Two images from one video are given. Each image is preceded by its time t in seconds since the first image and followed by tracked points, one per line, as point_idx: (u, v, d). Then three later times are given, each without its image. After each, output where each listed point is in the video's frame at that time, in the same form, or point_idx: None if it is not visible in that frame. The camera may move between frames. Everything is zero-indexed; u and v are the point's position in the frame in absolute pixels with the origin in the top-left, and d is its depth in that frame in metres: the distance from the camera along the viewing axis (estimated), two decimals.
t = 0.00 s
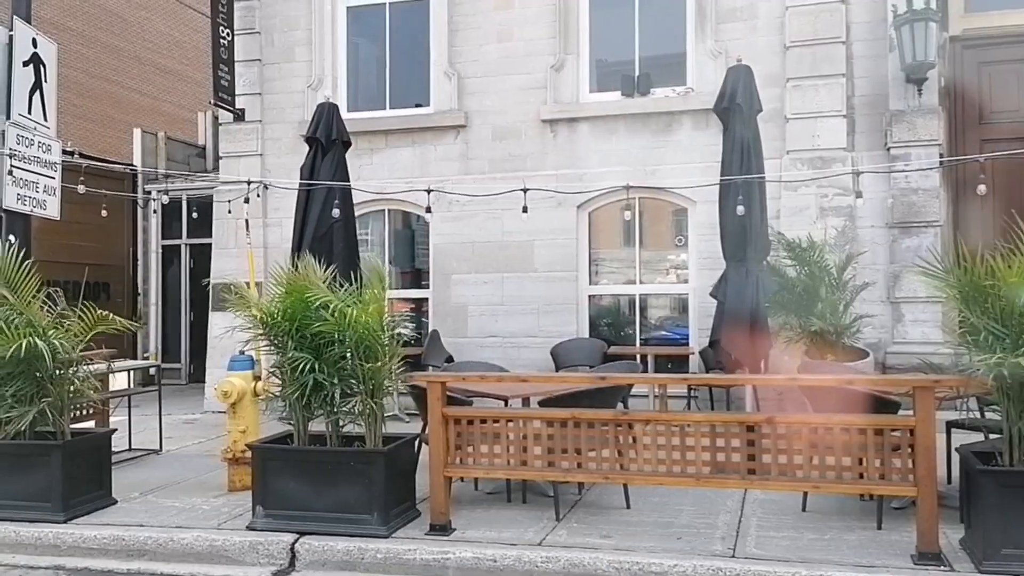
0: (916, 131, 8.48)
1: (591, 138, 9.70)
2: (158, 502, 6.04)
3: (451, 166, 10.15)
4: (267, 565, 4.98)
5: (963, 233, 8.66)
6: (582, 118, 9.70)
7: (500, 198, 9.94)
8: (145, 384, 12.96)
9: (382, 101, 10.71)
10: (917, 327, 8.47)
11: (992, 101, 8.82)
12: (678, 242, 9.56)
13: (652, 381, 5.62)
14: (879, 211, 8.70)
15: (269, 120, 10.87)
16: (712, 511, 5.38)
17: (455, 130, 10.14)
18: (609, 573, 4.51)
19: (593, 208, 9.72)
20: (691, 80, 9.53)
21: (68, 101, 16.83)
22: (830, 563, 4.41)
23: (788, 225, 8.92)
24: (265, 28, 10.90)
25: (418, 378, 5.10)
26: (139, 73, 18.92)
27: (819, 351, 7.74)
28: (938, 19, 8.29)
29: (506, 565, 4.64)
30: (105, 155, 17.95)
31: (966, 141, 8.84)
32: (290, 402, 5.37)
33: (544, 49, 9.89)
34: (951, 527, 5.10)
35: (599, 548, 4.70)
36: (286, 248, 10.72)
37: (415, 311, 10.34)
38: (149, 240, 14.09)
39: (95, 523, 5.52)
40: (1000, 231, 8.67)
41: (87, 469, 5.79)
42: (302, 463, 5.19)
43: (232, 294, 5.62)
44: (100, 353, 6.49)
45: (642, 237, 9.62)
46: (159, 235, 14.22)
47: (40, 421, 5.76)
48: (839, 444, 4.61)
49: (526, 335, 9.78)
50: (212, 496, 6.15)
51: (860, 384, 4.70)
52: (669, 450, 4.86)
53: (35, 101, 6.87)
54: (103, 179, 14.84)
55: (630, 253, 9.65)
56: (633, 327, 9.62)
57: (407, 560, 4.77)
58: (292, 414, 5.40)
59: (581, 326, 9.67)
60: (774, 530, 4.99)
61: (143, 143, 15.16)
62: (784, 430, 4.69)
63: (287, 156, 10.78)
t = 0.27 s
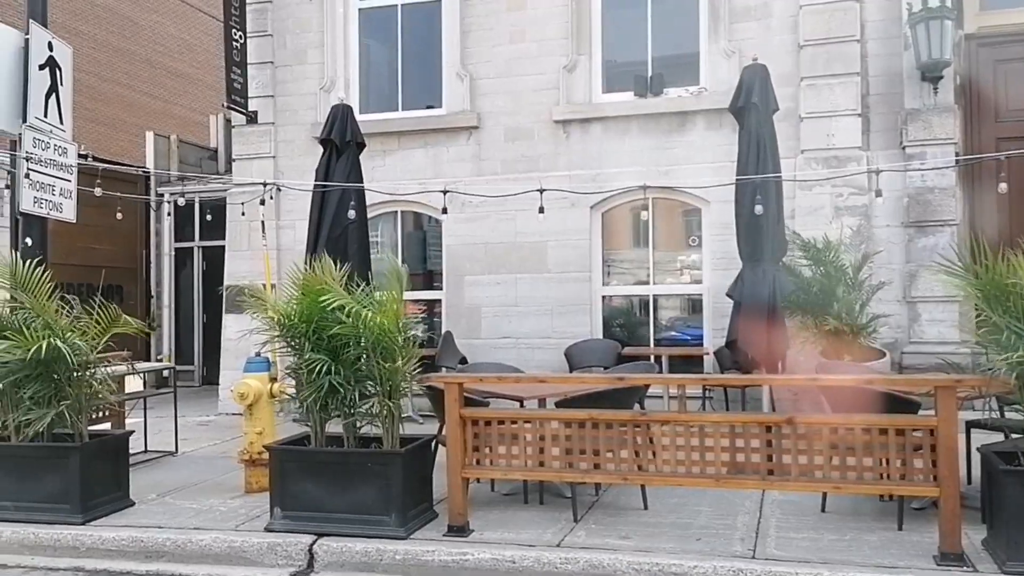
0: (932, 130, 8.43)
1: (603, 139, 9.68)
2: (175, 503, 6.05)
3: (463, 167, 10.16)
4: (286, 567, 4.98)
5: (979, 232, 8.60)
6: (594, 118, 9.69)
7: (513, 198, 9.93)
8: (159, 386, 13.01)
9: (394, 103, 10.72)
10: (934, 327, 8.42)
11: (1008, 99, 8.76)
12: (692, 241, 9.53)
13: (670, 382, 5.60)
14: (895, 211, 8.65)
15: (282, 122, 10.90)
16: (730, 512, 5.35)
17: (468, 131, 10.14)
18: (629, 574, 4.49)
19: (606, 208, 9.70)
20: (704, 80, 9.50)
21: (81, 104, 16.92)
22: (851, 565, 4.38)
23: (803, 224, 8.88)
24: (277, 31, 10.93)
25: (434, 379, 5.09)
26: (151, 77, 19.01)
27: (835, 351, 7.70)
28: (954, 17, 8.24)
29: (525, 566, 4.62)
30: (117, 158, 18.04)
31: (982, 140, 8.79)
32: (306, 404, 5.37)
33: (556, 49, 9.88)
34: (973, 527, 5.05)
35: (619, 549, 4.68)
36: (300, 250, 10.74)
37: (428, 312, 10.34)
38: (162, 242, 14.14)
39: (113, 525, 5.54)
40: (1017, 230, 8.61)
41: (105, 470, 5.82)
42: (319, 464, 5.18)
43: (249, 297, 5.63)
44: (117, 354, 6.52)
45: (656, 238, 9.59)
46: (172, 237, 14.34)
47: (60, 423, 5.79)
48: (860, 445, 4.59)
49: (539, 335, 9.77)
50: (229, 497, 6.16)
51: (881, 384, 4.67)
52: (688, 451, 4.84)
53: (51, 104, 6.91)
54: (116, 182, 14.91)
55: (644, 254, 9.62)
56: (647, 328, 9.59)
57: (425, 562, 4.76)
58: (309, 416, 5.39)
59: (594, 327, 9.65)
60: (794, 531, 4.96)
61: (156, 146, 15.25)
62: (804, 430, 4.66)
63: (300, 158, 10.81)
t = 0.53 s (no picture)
0: (946, 128, 8.41)
1: (615, 139, 9.66)
2: (194, 507, 6.03)
3: (475, 168, 10.14)
4: (309, 570, 4.96)
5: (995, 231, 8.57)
6: (606, 119, 9.66)
7: (525, 199, 9.91)
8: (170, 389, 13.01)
9: (405, 105, 10.70)
10: (951, 326, 8.39)
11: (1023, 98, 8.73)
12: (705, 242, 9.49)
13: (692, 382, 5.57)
14: (911, 210, 8.61)
15: (293, 124, 10.89)
16: (754, 514, 5.32)
17: (480, 131, 10.13)
18: None
19: (619, 209, 9.68)
20: (717, 80, 9.48)
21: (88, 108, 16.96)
22: (880, 566, 4.35)
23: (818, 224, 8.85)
24: (288, 33, 10.92)
25: (456, 381, 5.06)
26: (157, 79, 19.03)
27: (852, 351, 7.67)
28: (968, 15, 8.22)
29: (550, 568, 4.59)
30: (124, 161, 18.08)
31: (997, 138, 8.75)
32: (326, 406, 5.35)
33: (568, 49, 9.85)
34: (1000, 528, 5.01)
35: (644, 551, 4.65)
36: (311, 252, 10.72)
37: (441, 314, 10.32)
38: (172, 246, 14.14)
39: (133, 528, 5.53)
40: None
41: (124, 473, 5.81)
42: (340, 467, 5.17)
43: (267, 299, 5.60)
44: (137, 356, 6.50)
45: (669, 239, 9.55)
46: (181, 240, 14.36)
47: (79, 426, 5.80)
48: (887, 445, 4.55)
49: (552, 337, 9.74)
50: (248, 500, 6.14)
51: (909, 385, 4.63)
52: (713, 452, 4.81)
53: (67, 107, 6.90)
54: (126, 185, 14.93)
55: (657, 255, 9.59)
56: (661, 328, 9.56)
57: (449, 564, 4.74)
58: (330, 418, 5.37)
59: (607, 328, 9.62)
60: (820, 532, 4.92)
61: (165, 149, 15.27)
62: (831, 431, 4.63)
63: (311, 160, 10.80)
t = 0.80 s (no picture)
0: (978, 122, 8.32)
1: (640, 135, 9.58)
2: (229, 506, 6.00)
3: (498, 165, 10.05)
4: (351, 570, 4.92)
5: None
6: (630, 114, 9.58)
7: (548, 196, 9.85)
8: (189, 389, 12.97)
9: (426, 101, 10.63)
10: (983, 322, 8.30)
11: None
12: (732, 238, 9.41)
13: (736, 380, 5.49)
14: (941, 205, 8.53)
15: (313, 122, 10.83)
16: (800, 513, 5.25)
17: (502, 128, 10.06)
18: None
19: (644, 206, 9.61)
20: (743, 75, 9.39)
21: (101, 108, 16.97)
22: (937, 566, 4.27)
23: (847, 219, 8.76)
24: (308, 30, 10.86)
25: (498, 379, 5.00)
26: (167, 78, 19.03)
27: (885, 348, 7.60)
28: (1000, 8, 8.13)
29: (598, 569, 4.54)
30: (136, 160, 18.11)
31: None
32: (365, 404, 5.32)
33: (591, 45, 9.77)
34: None
35: (693, 552, 4.59)
36: (332, 251, 10.66)
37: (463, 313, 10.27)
38: (189, 244, 14.11)
39: (171, 529, 5.49)
40: None
41: (161, 473, 5.81)
42: (381, 467, 5.12)
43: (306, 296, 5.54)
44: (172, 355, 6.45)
45: (695, 235, 9.48)
46: (197, 241, 14.18)
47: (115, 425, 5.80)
48: (942, 444, 4.48)
49: (577, 334, 9.68)
50: (284, 499, 6.12)
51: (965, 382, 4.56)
52: (762, 450, 4.74)
53: (96, 106, 6.86)
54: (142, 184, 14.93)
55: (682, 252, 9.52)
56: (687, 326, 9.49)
57: (494, 564, 4.69)
58: (370, 417, 5.32)
59: (633, 325, 9.56)
60: (870, 532, 4.85)
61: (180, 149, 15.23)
62: (884, 429, 4.56)
63: (331, 158, 10.75)
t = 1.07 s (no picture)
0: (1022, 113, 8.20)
1: (674, 127, 9.47)
2: (273, 502, 5.94)
3: (528, 158, 9.94)
4: (405, 567, 4.86)
5: None
6: (664, 106, 9.47)
7: (580, 189, 9.76)
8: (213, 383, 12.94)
9: (455, 93, 10.53)
10: None
11: None
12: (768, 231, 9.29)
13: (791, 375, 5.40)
14: (983, 197, 8.41)
15: (340, 114, 10.73)
16: (858, 510, 5.16)
17: (531, 121, 9.92)
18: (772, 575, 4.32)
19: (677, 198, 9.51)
20: (779, 65, 9.26)
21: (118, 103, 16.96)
22: (1011, 565, 4.18)
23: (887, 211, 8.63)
24: (334, 21, 10.74)
25: (553, 374, 4.90)
26: (183, 73, 19.01)
27: (929, 342, 7.50)
28: None
29: (660, 567, 4.46)
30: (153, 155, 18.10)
31: None
32: (412, 398, 5.23)
33: (623, 36, 9.64)
34: None
35: (757, 550, 4.51)
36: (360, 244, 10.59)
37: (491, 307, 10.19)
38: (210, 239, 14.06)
39: (218, 525, 5.44)
40: None
41: (205, 468, 5.78)
42: (432, 462, 5.04)
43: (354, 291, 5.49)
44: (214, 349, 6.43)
45: (729, 228, 9.38)
46: (220, 233, 14.41)
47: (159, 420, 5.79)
48: (1014, 440, 4.41)
49: (609, 328, 9.58)
50: (327, 495, 6.06)
51: None
52: (828, 447, 4.65)
53: (133, 98, 6.78)
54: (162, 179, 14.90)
55: (716, 244, 9.41)
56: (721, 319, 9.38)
57: (553, 562, 4.61)
58: (420, 412, 5.24)
59: (667, 319, 9.46)
60: (934, 529, 4.76)
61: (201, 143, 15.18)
62: (954, 425, 4.49)
63: (359, 151, 10.64)
